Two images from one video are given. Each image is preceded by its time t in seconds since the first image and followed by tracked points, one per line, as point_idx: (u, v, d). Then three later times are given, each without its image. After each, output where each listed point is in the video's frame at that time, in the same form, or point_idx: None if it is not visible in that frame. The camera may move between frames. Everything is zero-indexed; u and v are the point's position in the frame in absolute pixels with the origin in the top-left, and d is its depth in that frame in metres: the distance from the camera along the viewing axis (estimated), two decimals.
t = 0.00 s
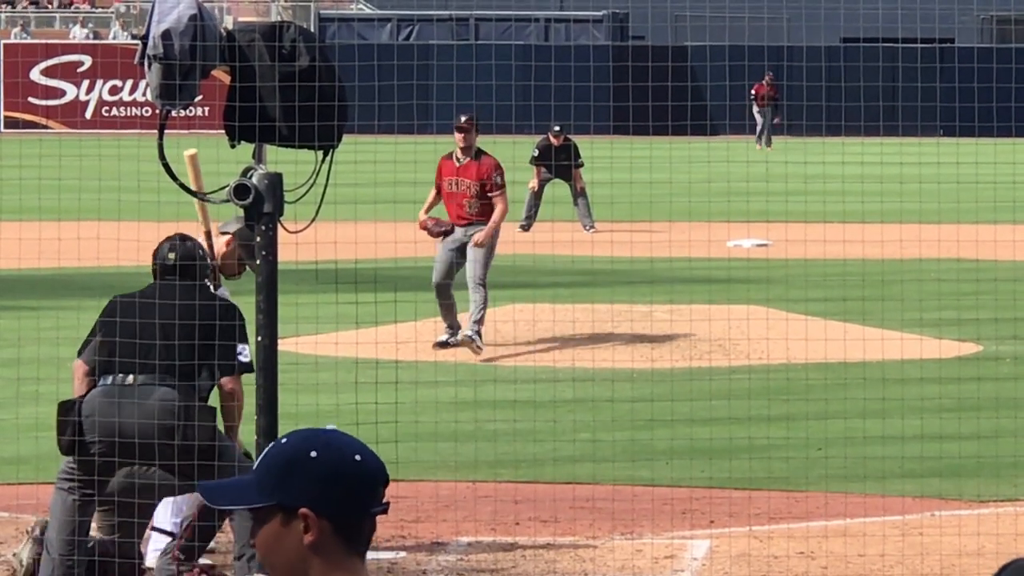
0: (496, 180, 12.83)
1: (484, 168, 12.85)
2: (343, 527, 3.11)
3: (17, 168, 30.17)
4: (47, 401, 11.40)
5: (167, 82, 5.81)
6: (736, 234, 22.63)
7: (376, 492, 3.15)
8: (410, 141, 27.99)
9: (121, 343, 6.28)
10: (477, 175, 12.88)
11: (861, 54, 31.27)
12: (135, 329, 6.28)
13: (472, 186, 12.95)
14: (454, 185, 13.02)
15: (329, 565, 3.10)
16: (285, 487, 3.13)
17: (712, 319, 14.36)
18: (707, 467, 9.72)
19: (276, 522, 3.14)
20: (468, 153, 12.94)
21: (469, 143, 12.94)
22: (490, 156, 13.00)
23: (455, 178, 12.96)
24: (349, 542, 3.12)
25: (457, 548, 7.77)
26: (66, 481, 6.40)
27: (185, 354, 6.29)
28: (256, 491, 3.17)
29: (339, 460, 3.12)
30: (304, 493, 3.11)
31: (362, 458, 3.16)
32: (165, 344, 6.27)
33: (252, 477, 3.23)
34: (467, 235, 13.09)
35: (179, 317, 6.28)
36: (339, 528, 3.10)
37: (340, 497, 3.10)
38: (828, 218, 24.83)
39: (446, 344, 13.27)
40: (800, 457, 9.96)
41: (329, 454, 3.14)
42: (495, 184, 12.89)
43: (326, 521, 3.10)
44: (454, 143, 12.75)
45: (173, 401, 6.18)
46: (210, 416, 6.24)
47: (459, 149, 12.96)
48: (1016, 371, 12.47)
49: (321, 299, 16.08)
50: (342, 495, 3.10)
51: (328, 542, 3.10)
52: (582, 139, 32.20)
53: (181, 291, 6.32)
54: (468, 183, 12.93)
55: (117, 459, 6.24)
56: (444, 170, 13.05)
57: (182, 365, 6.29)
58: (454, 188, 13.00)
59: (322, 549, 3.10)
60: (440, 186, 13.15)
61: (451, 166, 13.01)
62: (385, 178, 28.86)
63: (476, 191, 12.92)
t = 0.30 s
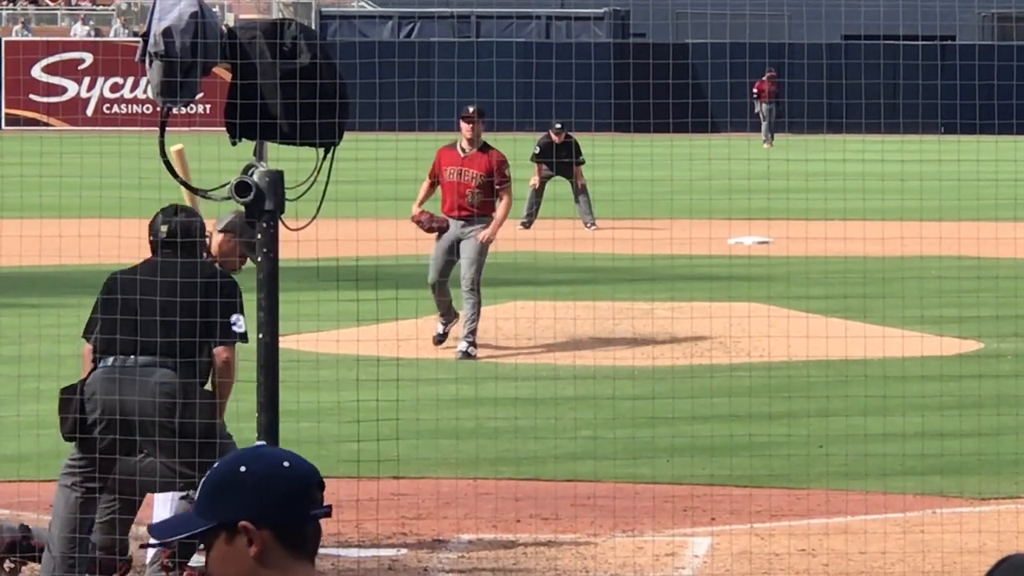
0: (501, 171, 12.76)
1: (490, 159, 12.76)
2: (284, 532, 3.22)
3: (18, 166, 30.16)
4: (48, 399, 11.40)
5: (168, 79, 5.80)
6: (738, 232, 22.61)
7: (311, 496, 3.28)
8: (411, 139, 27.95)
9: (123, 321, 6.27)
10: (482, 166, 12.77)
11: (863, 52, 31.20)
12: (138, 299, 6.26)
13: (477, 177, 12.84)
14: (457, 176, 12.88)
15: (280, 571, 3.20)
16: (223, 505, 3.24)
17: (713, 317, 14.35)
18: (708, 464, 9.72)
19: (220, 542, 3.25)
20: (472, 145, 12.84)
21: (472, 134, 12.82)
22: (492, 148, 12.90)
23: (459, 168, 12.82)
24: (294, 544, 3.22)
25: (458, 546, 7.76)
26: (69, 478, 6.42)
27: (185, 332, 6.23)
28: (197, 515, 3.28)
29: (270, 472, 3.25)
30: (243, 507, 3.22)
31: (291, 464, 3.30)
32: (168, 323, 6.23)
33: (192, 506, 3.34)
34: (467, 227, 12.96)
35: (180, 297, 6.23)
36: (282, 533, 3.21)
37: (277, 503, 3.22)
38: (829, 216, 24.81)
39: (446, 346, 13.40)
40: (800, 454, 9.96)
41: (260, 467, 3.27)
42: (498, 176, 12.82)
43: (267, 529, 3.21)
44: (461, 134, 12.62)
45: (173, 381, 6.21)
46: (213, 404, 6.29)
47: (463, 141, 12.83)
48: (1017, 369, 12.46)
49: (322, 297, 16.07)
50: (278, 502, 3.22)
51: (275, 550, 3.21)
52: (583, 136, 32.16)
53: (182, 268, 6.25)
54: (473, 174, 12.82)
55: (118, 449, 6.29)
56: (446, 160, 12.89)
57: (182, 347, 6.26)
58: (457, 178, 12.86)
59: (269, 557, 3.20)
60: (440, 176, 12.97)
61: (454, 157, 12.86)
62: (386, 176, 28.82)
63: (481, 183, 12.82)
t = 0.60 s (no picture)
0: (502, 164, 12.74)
1: (492, 152, 12.74)
2: (237, 564, 3.24)
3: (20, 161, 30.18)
4: (50, 394, 11.41)
5: (170, 74, 5.82)
6: (741, 226, 22.61)
7: (266, 535, 3.30)
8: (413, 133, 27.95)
9: (124, 315, 6.20)
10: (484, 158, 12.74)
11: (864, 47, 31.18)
12: (136, 288, 6.20)
13: (479, 170, 12.77)
14: (458, 168, 12.82)
15: None
16: (184, 525, 3.24)
17: (715, 311, 14.35)
18: (709, 459, 9.72)
19: (172, 558, 3.25)
20: (473, 138, 12.82)
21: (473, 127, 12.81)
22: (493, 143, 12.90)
23: (460, 160, 12.78)
24: None
25: (460, 541, 7.76)
26: (76, 482, 6.24)
27: (187, 326, 6.22)
28: (153, 525, 3.28)
29: (236, 502, 3.26)
30: (202, 530, 3.23)
31: (258, 500, 3.32)
32: (170, 318, 6.19)
33: (147, 513, 3.33)
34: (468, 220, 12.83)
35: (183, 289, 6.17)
36: (234, 565, 3.23)
37: (239, 539, 3.23)
38: (831, 210, 24.82)
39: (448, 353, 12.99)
40: (802, 449, 9.96)
41: (227, 494, 3.28)
42: (500, 169, 12.79)
43: (222, 559, 3.22)
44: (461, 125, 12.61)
45: (175, 372, 6.20)
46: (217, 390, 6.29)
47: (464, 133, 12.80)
48: (1018, 364, 12.46)
49: (324, 291, 16.07)
50: (238, 533, 3.24)
51: None
52: (585, 131, 32.16)
53: (183, 244, 6.18)
54: (474, 166, 12.76)
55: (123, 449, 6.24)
56: (446, 152, 12.83)
57: (185, 337, 6.23)
58: (458, 170, 12.79)
59: None
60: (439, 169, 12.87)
61: (455, 148, 12.81)
62: (388, 170, 28.82)
63: (483, 175, 12.75)
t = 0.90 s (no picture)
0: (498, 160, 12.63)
1: (487, 149, 12.61)
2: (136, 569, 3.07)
3: (19, 155, 30.17)
4: (50, 388, 11.42)
5: (170, 68, 5.79)
6: (741, 221, 22.64)
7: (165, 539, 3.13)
8: (412, 127, 27.95)
9: (123, 310, 6.21)
10: (479, 156, 12.59)
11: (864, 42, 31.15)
12: (135, 282, 6.20)
13: (475, 167, 12.65)
14: (451, 166, 12.64)
15: None
16: (84, 523, 3.08)
17: (715, 305, 14.36)
18: (709, 453, 9.72)
19: (69, 557, 3.09)
20: (464, 136, 12.63)
21: (463, 123, 12.61)
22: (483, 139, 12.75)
23: (457, 159, 12.59)
24: None
25: (459, 534, 7.77)
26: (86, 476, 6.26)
27: (186, 321, 6.19)
28: (54, 521, 3.11)
29: (137, 505, 3.09)
30: (102, 531, 3.06)
31: (158, 504, 3.15)
32: (168, 313, 6.18)
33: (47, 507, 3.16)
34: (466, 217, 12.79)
35: (180, 284, 6.16)
36: (133, 568, 3.07)
37: (140, 541, 3.07)
38: (830, 204, 24.84)
39: (454, 351, 12.83)
40: (802, 444, 9.96)
41: (127, 495, 3.11)
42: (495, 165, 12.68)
43: (121, 559, 3.06)
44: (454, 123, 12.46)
45: (175, 366, 6.16)
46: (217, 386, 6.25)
47: (455, 130, 12.59)
48: (1018, 357, 12.47)
49: (324, 285, 16.09)
50: (136, 536, 3.07)
51: None
52: (585, 125, 32.16)
53: (183, 237, 6.15)
54: (470, 164, 12.62)
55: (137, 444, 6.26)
56: (438, 151, 12.59)
57: (184, 332, 6.20)
58: (452, 169, 12.63)
59: None
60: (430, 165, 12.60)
61: (447, 147, 12.60)
62: (387, 164, 28.82)
63: (479, 171, 12.64)
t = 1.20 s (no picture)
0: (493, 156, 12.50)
1: (483, 145, 12.52)
2: None
3: (17, 153, 30.16)
4: (49, 386, 11.42)
5: (169, 66, 5.80)
6: (740, 219, 22.64)
7: None
8: (411, 126, 27.94)
9: (122, 308, 6.22)
10: (475, 152, 12.51)
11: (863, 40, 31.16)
12: (135, 280, 6.21)
13: (473, 164, 12.54)
14: (450, 166, 12.56)
15: None
16: None
17: (714, 303, 14.36)
18: (708, 451, 9.72)
19: None
20: (462, 134, 12.62)
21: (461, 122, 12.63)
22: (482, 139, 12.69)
23: (455, 157, 12.53)
24: None
25: (459, 533, 7.77)
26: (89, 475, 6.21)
27: (185, 320, 6.17)
28: None
29: None
30: None
31: None
32: (167, 311, 6.17)
33: None
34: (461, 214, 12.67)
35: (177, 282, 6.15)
36: None
37: None
38: (829, 203, 24.85)
39: (453, 350, 12.83)
40: (802, 442, 9.96)
41: None
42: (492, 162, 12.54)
43: None
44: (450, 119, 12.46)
45: (174, 365, 6.13)
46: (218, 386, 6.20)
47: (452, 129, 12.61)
48: (1018, 355, 12.47)
49: (323, 283, 16.09)
50: None
51: None
52: (584, 124, 32.18)
53: (182, 235, 6.14)
54: (466, 160, 12.52)
55: (140, 444, 6.23)
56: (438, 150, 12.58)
57: (183, 330, 6.17)
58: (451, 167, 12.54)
59: None
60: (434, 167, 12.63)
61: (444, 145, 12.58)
62: (387, 162, 28.82)
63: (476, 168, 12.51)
